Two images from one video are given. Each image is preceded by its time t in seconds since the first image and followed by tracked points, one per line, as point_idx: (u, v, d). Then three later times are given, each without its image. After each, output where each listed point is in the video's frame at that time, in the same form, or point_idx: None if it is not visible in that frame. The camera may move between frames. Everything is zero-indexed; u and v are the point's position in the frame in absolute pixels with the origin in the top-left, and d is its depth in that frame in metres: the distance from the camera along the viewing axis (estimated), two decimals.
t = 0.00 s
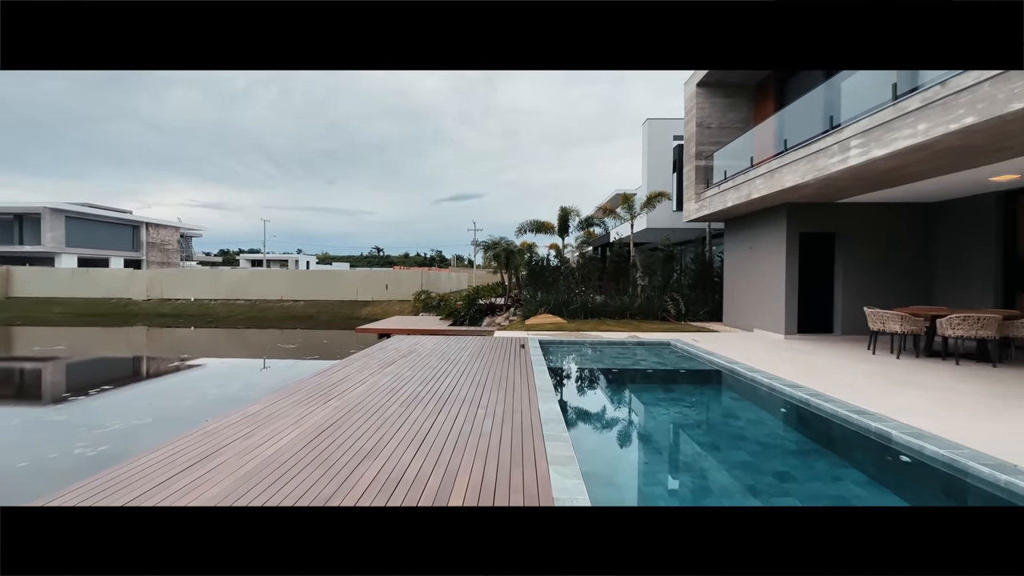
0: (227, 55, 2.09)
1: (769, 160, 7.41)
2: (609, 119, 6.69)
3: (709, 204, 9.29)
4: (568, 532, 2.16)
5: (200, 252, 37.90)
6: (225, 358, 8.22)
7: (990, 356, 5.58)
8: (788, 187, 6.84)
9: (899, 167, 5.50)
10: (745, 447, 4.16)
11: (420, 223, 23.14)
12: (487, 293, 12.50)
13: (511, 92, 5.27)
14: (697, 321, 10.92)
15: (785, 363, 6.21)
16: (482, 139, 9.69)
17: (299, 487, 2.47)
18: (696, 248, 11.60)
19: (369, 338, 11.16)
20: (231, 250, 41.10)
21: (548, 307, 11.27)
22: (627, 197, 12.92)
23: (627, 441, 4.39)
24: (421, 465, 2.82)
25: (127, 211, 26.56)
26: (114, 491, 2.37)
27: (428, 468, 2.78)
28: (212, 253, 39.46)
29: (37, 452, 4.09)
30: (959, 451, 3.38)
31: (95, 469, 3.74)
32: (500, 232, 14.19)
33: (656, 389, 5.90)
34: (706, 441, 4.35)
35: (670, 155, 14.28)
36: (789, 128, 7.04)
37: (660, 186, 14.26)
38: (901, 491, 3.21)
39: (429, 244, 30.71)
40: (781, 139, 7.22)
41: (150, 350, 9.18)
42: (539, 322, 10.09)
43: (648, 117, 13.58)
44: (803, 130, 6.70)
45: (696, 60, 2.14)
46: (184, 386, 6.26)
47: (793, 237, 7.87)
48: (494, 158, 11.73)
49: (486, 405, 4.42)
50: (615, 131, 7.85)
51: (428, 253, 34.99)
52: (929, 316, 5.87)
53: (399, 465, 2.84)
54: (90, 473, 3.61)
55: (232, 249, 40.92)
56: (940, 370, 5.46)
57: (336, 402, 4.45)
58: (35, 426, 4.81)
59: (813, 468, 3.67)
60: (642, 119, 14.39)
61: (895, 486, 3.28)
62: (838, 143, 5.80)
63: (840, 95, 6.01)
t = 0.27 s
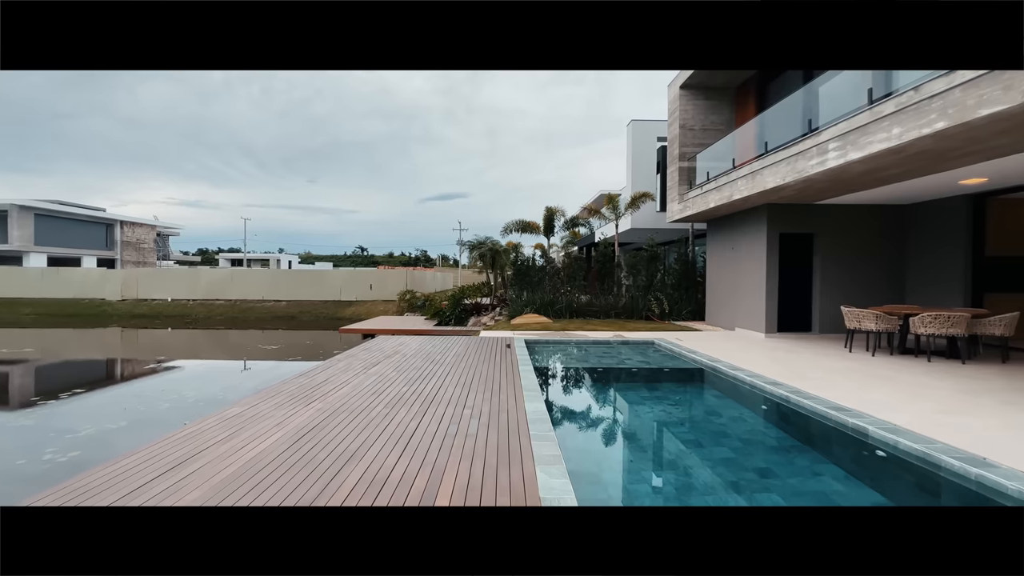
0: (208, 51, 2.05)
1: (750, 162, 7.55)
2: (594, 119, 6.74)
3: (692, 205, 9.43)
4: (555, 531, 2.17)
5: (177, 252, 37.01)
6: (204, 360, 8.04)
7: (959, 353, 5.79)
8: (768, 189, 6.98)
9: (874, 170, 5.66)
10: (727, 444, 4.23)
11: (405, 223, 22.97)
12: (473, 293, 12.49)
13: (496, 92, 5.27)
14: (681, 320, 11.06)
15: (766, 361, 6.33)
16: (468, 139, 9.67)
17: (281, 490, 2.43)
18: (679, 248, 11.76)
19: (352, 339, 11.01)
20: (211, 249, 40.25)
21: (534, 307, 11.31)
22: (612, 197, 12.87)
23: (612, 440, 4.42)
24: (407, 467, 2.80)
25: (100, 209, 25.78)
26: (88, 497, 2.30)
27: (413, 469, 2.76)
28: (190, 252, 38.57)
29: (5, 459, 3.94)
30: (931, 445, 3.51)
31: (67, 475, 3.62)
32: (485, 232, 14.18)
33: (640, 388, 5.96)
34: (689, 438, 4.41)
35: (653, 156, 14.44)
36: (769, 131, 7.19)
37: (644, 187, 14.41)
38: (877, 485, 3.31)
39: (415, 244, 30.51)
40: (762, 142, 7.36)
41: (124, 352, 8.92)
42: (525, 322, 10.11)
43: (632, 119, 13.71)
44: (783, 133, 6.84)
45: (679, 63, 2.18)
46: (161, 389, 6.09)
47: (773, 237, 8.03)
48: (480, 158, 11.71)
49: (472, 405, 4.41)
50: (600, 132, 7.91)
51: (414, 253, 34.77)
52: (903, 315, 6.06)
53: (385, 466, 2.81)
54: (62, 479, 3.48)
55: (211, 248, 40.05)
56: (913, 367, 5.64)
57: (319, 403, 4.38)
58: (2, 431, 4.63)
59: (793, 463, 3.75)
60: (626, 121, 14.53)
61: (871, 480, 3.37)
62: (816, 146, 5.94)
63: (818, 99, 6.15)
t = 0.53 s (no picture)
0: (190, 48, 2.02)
1: (731, 164, 7.69)
2: (579, 120, 6.78)
3: (675, 206, 9.55)
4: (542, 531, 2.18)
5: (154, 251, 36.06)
6: (182, 362, 7.84)
7: (931, 350, 5.98)
8: (749, 190, 7.11)
9: (850, 173, 5.82)
10: (710, 441, 4.30)
11: (389, 222, 22.77)
12: (458, 293, 12.45)
13: (483, 91, 5.27)
14: (665, 319, 11.19)
15: (748, 359, 6.45)
16: (454, 138, 9.62)
17: (264, 493, 2.39)
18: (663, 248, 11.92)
19: (335, 339, 10.84)
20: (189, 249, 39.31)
21: (519, 306, 11.35)
22: (598, 198, 12.84)
23: (597, 439, 4.45)
24: (392, 468, 2.78)
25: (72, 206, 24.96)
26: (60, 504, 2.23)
27: (399, 470, 2.74)
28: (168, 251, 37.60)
29: None
30: (905, 440, 3.62)
31: (37, 481, 3.50)
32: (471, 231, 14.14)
33: (625, 387, 6.01)
34: (673, 436, 4.47)
35: (638, 157, 14.58)
36: (751, 133, 7.33)
37: (629, 187, 14.54)
38: (853, 479, 3.40)
39: (399, 244, 30.28)
40: (743, 144, 7.49)
41: (97, 354, 8.64)
42: (511, 322, 10.11)
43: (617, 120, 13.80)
44: (764, 135, 6.98)
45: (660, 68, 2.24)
46: (136, 392, 5.91)
47: (753, 238, 8.18)
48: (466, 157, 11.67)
49: (458, 405, 4.39)
50: (585, 132, 7.96)
51: (399, 253, 34.50)
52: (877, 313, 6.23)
53: (369, 468, 2.78)
54: (32, 485, 3.36)
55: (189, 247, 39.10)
56: (887, 364, 5.81)
57: (302, 404, 4.32)
58: None
59: (773, 459, 3.83)
60: (611, 121, 14.64)
61: (848, 475, 3.47)
62: (795, 149, 6.07)
63: (797, 102, 6.30)
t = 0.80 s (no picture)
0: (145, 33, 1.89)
1: (714, 166, 7.82)
2: (565, 121, 6.81)
3: (659, 206, 9.67)
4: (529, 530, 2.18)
5: (129, 250, 35.09)
6: (159, 364, 7.64)
7: (904, 348, 6.18)
8: (731, 192, 7.24)
9: (828, 175, 5.97)
10: (694, 438, 4.36)
11: (373, 221, 22.56)
12: (444, 293, 12.43)
13: (469, 91, 5.25)
14: (649, 318, 11.34)
15: (730, 358, 6.57)
16: (440, 137, 9.57)
17: (245, 498, 2.35)
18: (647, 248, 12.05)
19: (318, 339, 10.66)
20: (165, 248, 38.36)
21: (505, 307, 11.33)
22: (583, 198, 12.98)
23: (582, 438, 4.47)
24: (377, 470, 2.74)
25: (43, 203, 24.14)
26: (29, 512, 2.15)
27: (384, 472, 2.72)
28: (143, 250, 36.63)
29: None
30: (880, 435, 3.73)
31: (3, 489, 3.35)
32: (456, 231, 14.10)
33: (610, 386, 6.06)
34: (657, 434, 4.52)
35: (622, 158, 14.71)
36: (732, 136, 7.46)
37: (614, 189, 14.67)
38: (831, 473, 3.49)
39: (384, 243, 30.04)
40: (725, 146, 7.63)
41: (69, 357, 8.36)
42: (496, 322, 10.11)
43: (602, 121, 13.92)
44: (745, 138, 7.12)
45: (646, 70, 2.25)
46: (110, 396, 5.73)
47: (735, 238, 8.33)
48: (451, 157, 11.63)
49: (444, 405, 4.37)
50: (571, 132, 8.00)
51: (383, 252, 34.23)
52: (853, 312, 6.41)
53: (354, 471, 2.74)
54: None
55: (166, 246, 38.15)
56: (863, 362, 5.97)
57: (284, 407, 4.24)
58: None
59: (755, 456, 3.91)
60: (596, 123, 14.75)
61: (826, 469, 3.56)
62: (775, 152, 6.21)
63: (777, 106, 6.43)
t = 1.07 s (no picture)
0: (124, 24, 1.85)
1: (697, 168, 7.93)
2: (552, 121, 6.84)
3: (644, 207, 9.78)
4: (517, 530, 2.17)
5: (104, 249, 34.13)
6: (136, 366, 7.43)
7: (880, 346, 6.35)
8: (714, 193, 7.36)
9: (807, 177, 6.11)
10: (678, 436, 4.42)
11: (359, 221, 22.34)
12: (430, 293, 12.39)
13: (455, 90, 5.23)
14: (634, 318, 11.44)
15: (714, 356, 6.67)
16: (427, 137, 9.52)
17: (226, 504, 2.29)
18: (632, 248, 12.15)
19: (302, 340, 10.49)
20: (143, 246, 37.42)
21: (492, 307, 11.31)
22: (569, 198, 13.09)
23: (569, 437, 4.49)
24: (363, 472, 2.72)
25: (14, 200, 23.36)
26: None
27: (370, 473, 2.68)
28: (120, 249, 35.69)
29: None
30: (858, 431, 3.83)
31: None
32: (442, 231, 14.04)
33: (596, 385, 6.10)
34: (643, 432, 4.57)
35: (608, 159, 14.82)
36: (715, 138, 7.58)
37: (599, 190, 14.78)
38: (812, 469, 3.57)
39: (369, 243, 29.77)
40: (708, 148, 7.74)
41: (41, 359, 8.08)
42: (483, 322, 10.09)
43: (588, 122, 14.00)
44: (728, 140, 7.24)
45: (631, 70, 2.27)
46: (85, 399, 5.56)
47: (718, 239, 8.46)
48: (438, 156, 11.58)
49: (431, 406, 4.34)
50: (557, 132, 8.03)
51: (368, 252, 33.91)
52: (832, 311, 6.57)
53: (339, 473, 2.71)
54: None
55: (143, 244, 37.21)
56: (842, 360, 6.13)
57: (267, 408, 4.17)
58: None
59: (738, 452, 3.97)
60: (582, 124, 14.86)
61: (807, 465, 3.64)
62: (758, 154, 6.32)
63: (759, 109, 6.56)
